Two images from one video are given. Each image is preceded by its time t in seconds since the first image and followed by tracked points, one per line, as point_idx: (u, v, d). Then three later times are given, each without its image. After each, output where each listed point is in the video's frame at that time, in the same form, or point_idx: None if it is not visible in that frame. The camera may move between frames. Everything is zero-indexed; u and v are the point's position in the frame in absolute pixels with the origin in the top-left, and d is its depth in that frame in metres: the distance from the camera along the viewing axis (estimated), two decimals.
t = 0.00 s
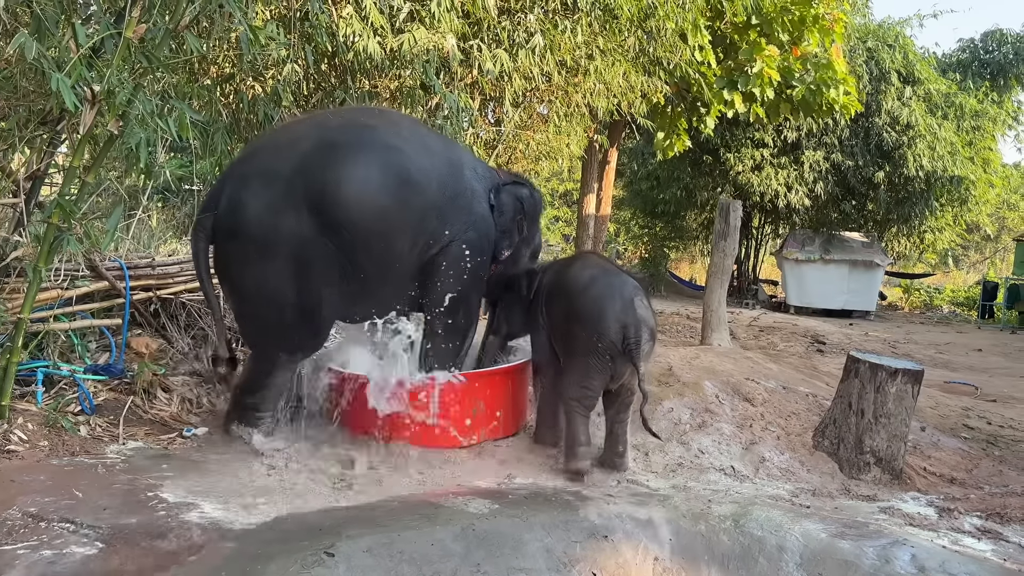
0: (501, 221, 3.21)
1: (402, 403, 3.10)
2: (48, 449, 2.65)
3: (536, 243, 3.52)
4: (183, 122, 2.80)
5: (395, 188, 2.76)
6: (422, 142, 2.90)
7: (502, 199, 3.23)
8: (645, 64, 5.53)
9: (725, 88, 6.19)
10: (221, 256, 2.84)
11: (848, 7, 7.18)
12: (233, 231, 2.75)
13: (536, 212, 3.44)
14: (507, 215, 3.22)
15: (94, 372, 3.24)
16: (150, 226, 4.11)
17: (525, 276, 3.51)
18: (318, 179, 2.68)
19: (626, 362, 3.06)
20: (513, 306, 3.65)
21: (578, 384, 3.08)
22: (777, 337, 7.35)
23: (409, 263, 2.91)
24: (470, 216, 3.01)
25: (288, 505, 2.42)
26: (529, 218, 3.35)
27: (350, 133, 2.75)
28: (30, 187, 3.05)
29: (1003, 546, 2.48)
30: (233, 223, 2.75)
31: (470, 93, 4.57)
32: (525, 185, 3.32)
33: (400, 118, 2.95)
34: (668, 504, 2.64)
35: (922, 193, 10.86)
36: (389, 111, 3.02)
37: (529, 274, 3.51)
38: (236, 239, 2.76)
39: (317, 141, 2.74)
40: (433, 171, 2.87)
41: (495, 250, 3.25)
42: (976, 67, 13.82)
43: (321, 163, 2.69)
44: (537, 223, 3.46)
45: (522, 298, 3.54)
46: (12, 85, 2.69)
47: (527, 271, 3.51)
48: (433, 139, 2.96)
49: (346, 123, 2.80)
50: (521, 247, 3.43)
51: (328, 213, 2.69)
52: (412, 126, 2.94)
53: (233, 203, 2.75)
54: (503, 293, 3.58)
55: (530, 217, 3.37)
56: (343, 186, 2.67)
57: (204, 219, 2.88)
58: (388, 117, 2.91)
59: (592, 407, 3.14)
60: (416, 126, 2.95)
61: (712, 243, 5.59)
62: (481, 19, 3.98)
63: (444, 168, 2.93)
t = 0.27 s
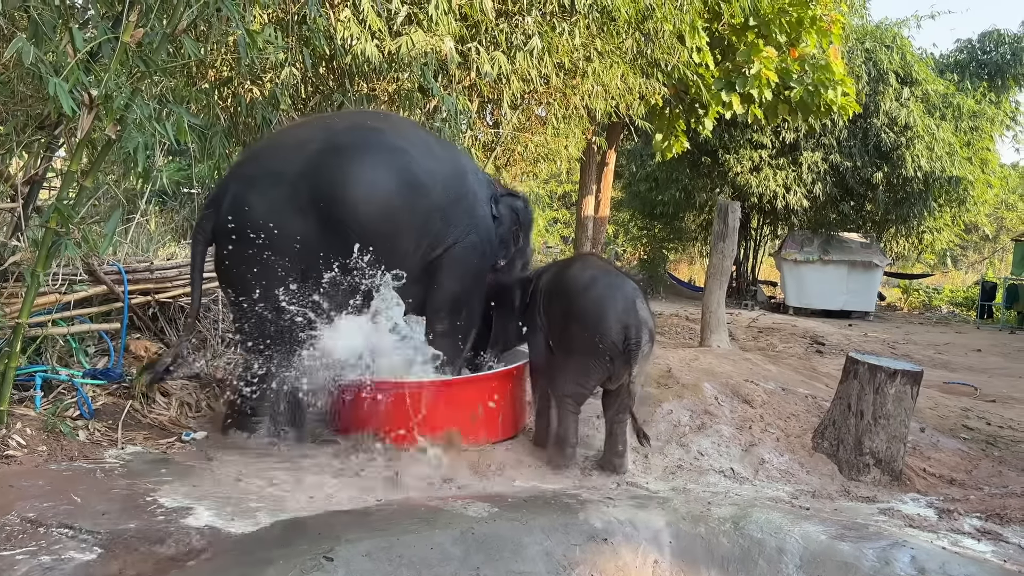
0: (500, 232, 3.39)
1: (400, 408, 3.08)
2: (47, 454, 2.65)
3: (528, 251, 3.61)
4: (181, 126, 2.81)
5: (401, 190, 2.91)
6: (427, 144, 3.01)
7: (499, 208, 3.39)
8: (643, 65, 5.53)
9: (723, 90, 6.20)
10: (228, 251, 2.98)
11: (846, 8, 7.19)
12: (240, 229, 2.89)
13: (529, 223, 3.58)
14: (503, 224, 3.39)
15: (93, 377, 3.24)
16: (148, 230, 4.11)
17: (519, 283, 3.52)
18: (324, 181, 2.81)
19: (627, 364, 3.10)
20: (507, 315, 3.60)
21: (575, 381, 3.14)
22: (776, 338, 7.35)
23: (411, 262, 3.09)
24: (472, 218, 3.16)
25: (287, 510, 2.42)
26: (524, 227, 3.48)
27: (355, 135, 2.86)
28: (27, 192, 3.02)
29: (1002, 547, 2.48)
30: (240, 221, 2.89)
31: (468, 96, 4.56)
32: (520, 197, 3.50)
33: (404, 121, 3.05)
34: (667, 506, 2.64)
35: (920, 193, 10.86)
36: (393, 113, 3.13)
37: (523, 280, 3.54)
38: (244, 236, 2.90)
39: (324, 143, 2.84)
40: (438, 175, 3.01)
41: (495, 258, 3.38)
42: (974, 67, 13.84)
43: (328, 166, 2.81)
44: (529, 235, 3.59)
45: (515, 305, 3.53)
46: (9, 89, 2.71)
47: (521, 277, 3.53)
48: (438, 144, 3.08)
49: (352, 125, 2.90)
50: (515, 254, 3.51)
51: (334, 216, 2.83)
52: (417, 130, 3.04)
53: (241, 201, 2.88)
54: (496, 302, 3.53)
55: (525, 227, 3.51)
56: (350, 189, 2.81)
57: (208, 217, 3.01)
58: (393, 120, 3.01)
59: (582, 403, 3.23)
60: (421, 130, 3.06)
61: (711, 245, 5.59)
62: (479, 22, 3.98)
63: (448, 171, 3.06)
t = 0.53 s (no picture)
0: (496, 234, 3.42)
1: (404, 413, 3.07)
2: (46, 458, 2.64)
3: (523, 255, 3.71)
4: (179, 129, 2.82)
5: (412, 196, 2.85)
6: (428, 150, 2.99)
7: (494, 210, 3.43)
8: (641, 67, 5.53)
9: (721, 91, 6.20)
10: (229, 260, 2.82)
11: (844, 9, 7.20)
12: (245, 236, 2.75)
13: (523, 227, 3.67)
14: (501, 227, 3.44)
15: (93, 381, 3.16)
16: (147, 233, 4.11)
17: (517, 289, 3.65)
18: (336, 188, 2.70)
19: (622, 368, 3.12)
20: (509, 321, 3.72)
21: (576, 391, 3.14)
22: (776, 339, 7.35)
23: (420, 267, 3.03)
24: (470, 222, 3.21)
25: (288, 513, 2.41)
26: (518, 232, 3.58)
27: (364, 141, 2.77)
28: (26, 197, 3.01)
29: (1003, 547, 2.48)
30: (245, 228, 2.74)
31: (467, 98, 4.56)
32: (514, 198, 3.54)
33: (403, 128, 3.02)
34: (668, 508, 2.63)
35: (919, 194, 10.87)
36: (389, 119, 3.09)
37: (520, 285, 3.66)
38: (249, 243, 2.75)
39: (333, 149, 2.73)
40: (441, 181, 3.01)
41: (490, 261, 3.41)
42: (972, 68, 13.86)
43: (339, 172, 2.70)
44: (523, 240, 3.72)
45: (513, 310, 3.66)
46: (8, 93, 2.71)
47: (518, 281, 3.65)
48: (439, 151, 3.05)
49: (357, 132, 2.82)
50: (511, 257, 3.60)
51: (347, 224, 2.72)
52: (418, 137, 3.03)
53: (246, 208, 2.73)
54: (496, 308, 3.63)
55: (519, 230, 3.57)
56: (363, 194, 2.71)
57: (209, 223, 2.86)
58: (393, 126, 2.97)
59: (590, 415, 3.18)
60: (420, 137, 3.04)
61: (710, 246, 5.59)
62: (477, 24, 3.99)
63: (449, 177, 3.06)
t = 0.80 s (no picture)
0: (493, 235, 3.41)
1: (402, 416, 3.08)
2: (46, 462, 2.64)
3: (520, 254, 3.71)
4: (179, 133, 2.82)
5: (413, 204, 2.94)
6: (431, 158, 3.09)
7: (492, 211, 3.42)
8: (640, 68, 5.53)
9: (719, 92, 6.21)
10: (237, 262, 2.88)
11: (843, 9, 7.21)
12: (253, 240, 2.80)
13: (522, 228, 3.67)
14: (499, 227, 3.44)
15: (93, 385, 3.21)
16: (146, 236, 4.11)
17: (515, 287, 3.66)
18: (344, 194, 2.80)
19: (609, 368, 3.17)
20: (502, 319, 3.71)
21: (566, 391, 3.20)
22: (775, 340, 7.34)
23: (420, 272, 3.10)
24: (469, 227, 3.24)
25: (288, 516, 2.41)
26: (517, 232, 3.59)
27: (371, 149, 2.89)
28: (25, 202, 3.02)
29: (1004, 548, 2.48)
30: (252, 232, 2.79)
31: (466, 100, 4.56)
32: (514, 199, 3.54)
33: (408, 136, 3.11)
34: (668, 510, 2.63)
35: (918, 194, 10.87)
36: (393, 125, 3.18)
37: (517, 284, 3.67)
38: (256, 247, 2.81)
39: (341, 156, 2.84)
40: (443, 188, 3.08)
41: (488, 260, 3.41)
42: (970, 68, 13.88)
43: (346, 179, 2.81)
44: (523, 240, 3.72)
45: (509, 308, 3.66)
46: (7, 98, 2.71)
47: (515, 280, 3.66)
48: (441, 159, 3.16)
49: (363, 140, 2.93)
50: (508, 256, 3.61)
51: (353, 227, 2.82)
52: (422, 144, 3.12)
53: (255, 211, 2.79)
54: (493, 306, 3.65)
55: (516, 231, 3.58)
56: (368, 202, 2.82)
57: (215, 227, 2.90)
58: (397, 133, 3.07)
59: (583, 416, 3.22)
60: (424, 145, 3.13)
61: (710, 247, 5.59)
62: (476, 27, 3.99)
63: (451, 184, 3.14)
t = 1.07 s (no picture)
0: (487, 235, 3.42)
1: (401, 417, 3.09)
2: (46, 466, 2.64)
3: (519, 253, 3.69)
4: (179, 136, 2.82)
5: (411, 210, 3.00)
6: (430, 163, 3.14)
7: (489, 211, 3.42)
8: (639, 69, 5.53)
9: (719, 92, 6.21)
10: (241, 265, 2.90)
11: (841, 10, 7.21)
12: (256, 243, 2.82)
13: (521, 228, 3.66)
14: (495, 226, 3.44)
15: (93, 389, 3.21)
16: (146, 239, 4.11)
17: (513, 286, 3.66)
18: (346, 199, 2.85)
19: (605, 370, 3.20)
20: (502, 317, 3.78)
21: (563, 392, 3.22)
22: (776, 340, 7.34)
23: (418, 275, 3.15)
24: (467, 230, 3.27)
25: (289, 519, 2.41)
26: (514, 232, 3.58)
27: (371, 156, 2.95)
28: (25, 205, 3.01)
29: (1005, 548, 2.47)
30: (256, 235, 2.82)
31: (465, 102, 4.56)
32: (510, 199, 3.53)
33: (408, 140, 3.16)
34: (669, 511, 2.63)
35: (918, 193, 10.88)
36: (392, 129, 3.22)
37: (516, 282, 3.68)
38: (259, 250, 2.83)
39: (342, 162, 2.89)
40: (441, 193, 3.13)
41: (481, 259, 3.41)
42: (969, 67, 13.89)
43: (347, 185, 2.86)
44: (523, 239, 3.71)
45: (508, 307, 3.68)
46: (6, 102, 2.71)
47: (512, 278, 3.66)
48: (440, 164, 3.21)
49: (364, 145, 2.97)
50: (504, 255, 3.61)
51: (353, 232, 2.87)
52: (420, 149, 3.16)
53: (259, 214, 2.81)
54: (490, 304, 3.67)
55: (512, 230, 3.56)
56: (369, 208, 2.88)
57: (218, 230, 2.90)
58: (398, 138, 3.12)
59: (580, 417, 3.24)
60: (424, 149, 3.18)
61: (709, 247, 5.58)
62: (475, 28, 3.99)
63: (449, 189, 3.19)
